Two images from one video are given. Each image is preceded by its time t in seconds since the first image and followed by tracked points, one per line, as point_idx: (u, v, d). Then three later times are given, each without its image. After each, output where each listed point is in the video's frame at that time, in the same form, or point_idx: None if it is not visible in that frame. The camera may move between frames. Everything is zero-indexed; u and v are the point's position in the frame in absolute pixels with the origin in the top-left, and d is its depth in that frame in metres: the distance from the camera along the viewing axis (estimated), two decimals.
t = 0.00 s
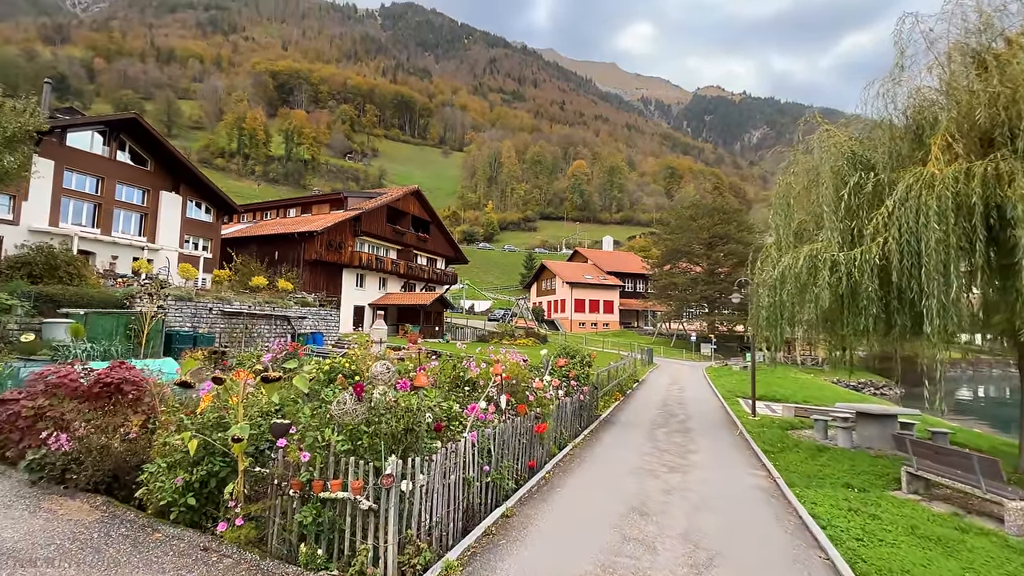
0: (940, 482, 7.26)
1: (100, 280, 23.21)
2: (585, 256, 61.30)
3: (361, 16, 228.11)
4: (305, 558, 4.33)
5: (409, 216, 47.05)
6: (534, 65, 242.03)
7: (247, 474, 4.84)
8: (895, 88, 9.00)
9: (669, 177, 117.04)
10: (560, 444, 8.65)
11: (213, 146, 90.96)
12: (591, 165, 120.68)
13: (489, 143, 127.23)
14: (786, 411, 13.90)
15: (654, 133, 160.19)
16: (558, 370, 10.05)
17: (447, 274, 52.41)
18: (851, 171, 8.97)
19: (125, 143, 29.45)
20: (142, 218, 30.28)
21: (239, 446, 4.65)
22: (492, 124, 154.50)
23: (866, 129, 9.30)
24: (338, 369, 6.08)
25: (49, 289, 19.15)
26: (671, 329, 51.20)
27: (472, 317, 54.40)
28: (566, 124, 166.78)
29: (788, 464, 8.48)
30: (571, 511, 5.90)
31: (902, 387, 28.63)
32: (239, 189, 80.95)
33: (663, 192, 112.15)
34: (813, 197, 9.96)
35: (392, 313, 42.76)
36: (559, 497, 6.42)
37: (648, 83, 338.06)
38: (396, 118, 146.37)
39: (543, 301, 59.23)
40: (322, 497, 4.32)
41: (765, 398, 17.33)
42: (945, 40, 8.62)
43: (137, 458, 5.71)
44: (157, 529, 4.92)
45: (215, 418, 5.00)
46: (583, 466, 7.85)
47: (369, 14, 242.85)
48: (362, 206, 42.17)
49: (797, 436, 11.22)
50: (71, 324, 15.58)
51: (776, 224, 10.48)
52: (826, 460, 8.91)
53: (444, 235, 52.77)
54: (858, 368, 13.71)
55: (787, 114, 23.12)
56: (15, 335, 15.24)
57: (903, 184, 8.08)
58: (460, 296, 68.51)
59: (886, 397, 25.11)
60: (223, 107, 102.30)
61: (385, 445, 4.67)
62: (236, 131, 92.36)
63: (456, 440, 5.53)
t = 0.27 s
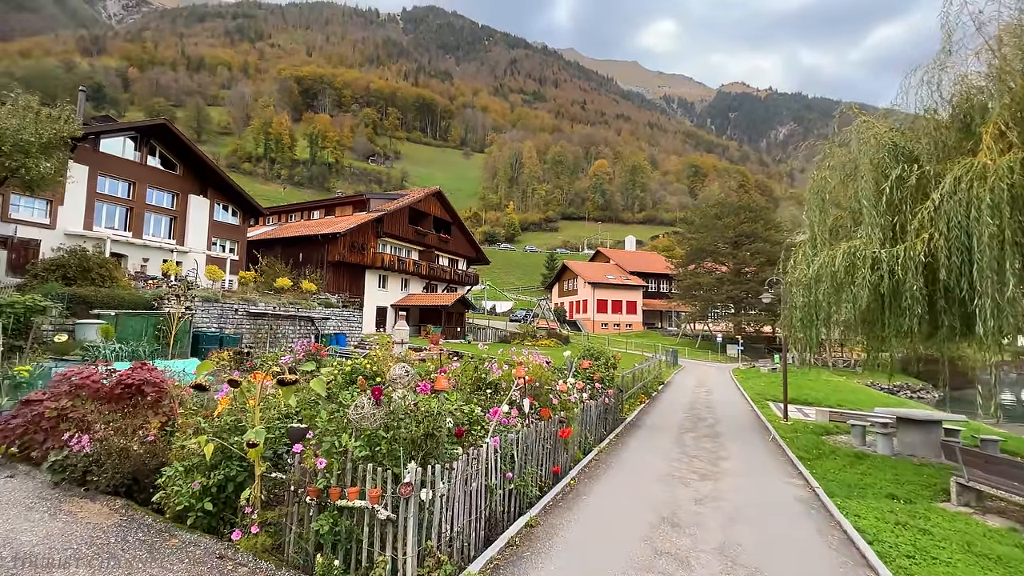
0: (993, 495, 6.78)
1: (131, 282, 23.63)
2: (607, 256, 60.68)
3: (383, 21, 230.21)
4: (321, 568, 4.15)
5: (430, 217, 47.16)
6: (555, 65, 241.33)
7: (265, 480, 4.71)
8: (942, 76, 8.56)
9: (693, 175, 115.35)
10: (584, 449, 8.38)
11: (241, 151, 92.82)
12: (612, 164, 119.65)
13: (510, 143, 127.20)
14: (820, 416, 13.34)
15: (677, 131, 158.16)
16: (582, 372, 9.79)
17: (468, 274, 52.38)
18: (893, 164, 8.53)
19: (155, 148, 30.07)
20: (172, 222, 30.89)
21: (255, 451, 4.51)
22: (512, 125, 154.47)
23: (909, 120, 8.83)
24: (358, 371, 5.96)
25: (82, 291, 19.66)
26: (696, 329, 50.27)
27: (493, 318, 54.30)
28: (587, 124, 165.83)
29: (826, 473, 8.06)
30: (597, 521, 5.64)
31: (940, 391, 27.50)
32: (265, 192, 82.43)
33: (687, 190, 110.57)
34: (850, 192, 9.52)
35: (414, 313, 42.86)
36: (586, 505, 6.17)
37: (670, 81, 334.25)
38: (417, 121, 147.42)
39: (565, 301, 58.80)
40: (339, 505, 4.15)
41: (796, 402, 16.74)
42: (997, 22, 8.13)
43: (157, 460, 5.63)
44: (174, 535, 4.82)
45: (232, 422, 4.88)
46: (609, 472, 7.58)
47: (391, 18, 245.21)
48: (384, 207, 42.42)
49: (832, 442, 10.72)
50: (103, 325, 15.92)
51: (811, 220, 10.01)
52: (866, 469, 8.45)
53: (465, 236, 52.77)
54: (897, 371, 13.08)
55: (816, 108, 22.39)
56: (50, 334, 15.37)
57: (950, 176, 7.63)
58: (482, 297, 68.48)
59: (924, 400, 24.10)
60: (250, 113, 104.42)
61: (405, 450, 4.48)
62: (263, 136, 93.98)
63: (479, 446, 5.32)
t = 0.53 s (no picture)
0: None
1: (160, 283, 24.00)
2: (630, 255, 59.91)
3: (406, 24, 231.96)
4: None
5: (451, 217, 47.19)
6: (576, 64, 240.13)
7: (277, 483, 4.56)
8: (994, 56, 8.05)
9: (718, 173, 113.42)
10: (609, 453, 8.08)
11: (267, 155, 94.49)
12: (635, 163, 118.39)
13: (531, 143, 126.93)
14: (856, 420, 12.74)
15: (700, 129, 155.81)
16: (606, 373, 9.48)
17: (489, 275, 52.23)
18: (940, 152, 8.04)
19: (184, 152, 30.67)
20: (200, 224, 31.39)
21: (267, 453, 4.36)
22: (534, 125, 154.12)
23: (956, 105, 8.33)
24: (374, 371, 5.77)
25: (113, 291, 20.12)
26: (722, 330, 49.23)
27: (515, 318, 54.08)
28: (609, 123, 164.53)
29: (867, 480, 7.59)
30: (623, 529, 5.36)
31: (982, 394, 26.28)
32: (291, 195, 83.72)
33: (711, 188, 108.74)
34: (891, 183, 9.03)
35: (436, 314, 42.87)
36: (611, 512, 5.89)
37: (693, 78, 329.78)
38: (439, 122, 148.16)
39: (587, 302, 58.25)
40: (350, 510, 3.96)
41: (830, 404, 16.07)
42: None
43: (172, 460, 5.54)
44: (185, 538, 4.70)
45: (244, 422, 4.73)
46: (635, 477, 7.27)
47: (413, 21, 247.03)
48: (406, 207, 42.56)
49: (871, 448, 10.18)
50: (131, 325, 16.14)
51: (848, 214, 9.54)
52: (910, 476, 7.95)
53: (486, 237, 52.66)
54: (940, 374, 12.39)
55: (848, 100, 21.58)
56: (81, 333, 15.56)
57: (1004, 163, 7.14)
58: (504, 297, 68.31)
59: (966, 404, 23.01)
60: (276, 118, 106.26)
61: (420, 454, 4.27)
62: (288, 140, 95.51)
63: (499, 449, 5.09)
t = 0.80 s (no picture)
0: None
1: (187, 285, 24.40)
2: (653, 255, 58.99)
3: (427, 27, 232.98)
4: None
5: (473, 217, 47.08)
6: (598, 63, 238.60)
7: (288, 489, 4.39)
8: None
9: (744, 170, 111.27)
10: (635, 458, 7.75)
11: (293, 159, 96.09)
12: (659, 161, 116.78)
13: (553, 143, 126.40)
14: (896, 425, 12.09)
15: (725, 125, 153.08)
16: (631, 375, 9.15)
17: (511, 275, 51.96)
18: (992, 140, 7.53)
19: (211, 156, 31.19)
20: (227, 226, 31.89)
21: (277, 459, 4.20)
22: (555, 125, 153.50)
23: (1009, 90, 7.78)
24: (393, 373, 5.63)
25: (142, 292, 20.40)
26: (749, 330, 48.06)
27: (537, 318, 53.71)
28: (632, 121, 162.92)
29: (913, 490, 7.13)
30: (653, 543, 5.06)
31: None
32: (316, 198, 84.91)
33: (737, 186, 106.74)
34: (936, 175, 8.52)
35: (458, 314, 42.81)
36: (638, 523, 5.59)
37: (719, 73, 324.34)
38: (461, 124, 148.72)
39: (610, 302, 57.60)
40: (363, 521, 3.76)
41: (867, 408, 15.37)
42: None
43: (186, 463, 5.43)
44: (195, 545, 4.56)
45: (254, 426, 4.58)
46: (663, 485, 6.93)
47: (435, 24, 248.26)
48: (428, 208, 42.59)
49: (913, 454, 9.64)
50: (158, 325, 16.29)
51: (887, 208, 9.03)
52: (960, 488, 7.44)
53: (508, 237, 52.43)
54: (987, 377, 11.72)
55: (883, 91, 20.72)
56: (110, 333, 15.73)
57: None
58: (526, 298, 68.06)
59: (1012, 409, 21.87)
60: (302, 122, 108.04)
61: (435, 460, 4.06)
62: (313, 144, 96.81)
63: (519, 455, 4.84)
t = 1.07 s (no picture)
0: None
1: (214, 285, 24.89)
2: (678, 254, 58.05)
3: (448, 29, 233.94)
4: None
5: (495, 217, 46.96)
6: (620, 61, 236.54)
7: (303, 495, 4.23)
8: None
9: (771, 167, 108.92)
10: (663, 463, 7.43)
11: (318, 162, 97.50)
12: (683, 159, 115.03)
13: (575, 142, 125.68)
14: (940, 430, 11.45)
15: (751, 121, 150.13)
16: (659, 376, 8.84)
17: (534, 275, 51.67)
18: None
19: (238, 159, 31.69)
20: (253, 228, 32.38)
21: (291, 463, 4.05)
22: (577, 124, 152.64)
23: None
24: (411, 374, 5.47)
25: (170, 293, 20.71)
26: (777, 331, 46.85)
27: (559, 318, 53.31)
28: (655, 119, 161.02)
29: (966, 501, 6.65)
30: (686, 556, 4.76)
31: None
32: (340, 200, 86.00)
33: (764, 183, 104.53)
34: (986, 165, 8.01)
35: (480, 314, 42.74)
36: (670, 533, 5.29)
37: (745, 68, 318.25)
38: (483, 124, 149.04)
39: (633, 302, 56.89)
40: (379, 530, 3.57)
41: (907, 412, 14.68)
42: None
43: (204, 464, 5.33)
44: (210, 551, 4.44)
45: (270, 429, 4.44)
46: (694, 492, 6.61)
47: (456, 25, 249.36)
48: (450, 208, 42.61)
49: (961, 462, 9.08)
50: (185, 325, 16.47)
51: (932, 200, 8.53)
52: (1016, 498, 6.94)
53: (530, 236, 52.16)
54: None
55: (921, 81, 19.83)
56: (140, 333, 16.04)
57: None
58: (548, 298, 67.71)
59: None
60: (326, 125, 109.56)
61: (455, 466, 3.86)
62: (338, 147, 98.06)
63: (543, 461, 4.61)
